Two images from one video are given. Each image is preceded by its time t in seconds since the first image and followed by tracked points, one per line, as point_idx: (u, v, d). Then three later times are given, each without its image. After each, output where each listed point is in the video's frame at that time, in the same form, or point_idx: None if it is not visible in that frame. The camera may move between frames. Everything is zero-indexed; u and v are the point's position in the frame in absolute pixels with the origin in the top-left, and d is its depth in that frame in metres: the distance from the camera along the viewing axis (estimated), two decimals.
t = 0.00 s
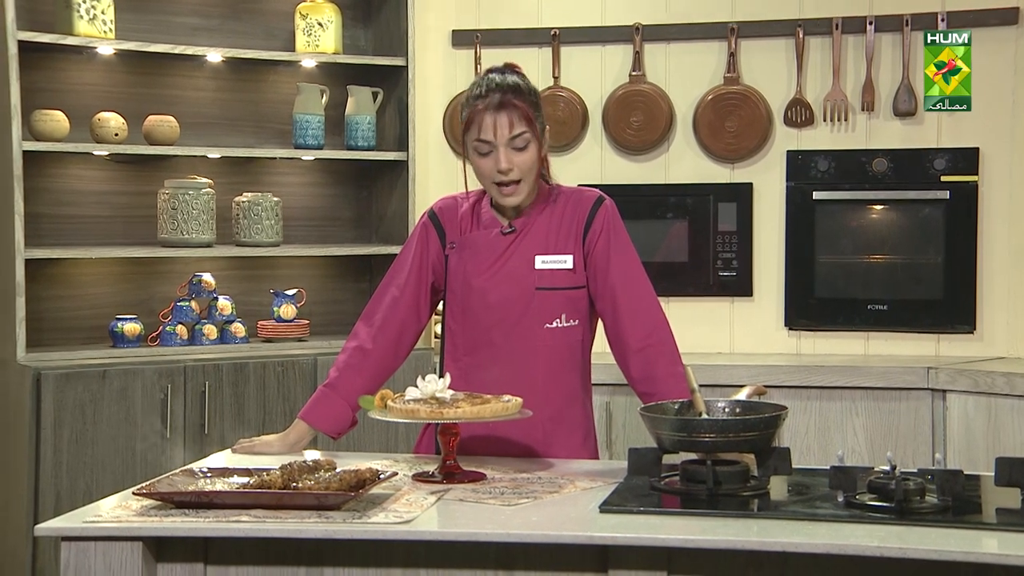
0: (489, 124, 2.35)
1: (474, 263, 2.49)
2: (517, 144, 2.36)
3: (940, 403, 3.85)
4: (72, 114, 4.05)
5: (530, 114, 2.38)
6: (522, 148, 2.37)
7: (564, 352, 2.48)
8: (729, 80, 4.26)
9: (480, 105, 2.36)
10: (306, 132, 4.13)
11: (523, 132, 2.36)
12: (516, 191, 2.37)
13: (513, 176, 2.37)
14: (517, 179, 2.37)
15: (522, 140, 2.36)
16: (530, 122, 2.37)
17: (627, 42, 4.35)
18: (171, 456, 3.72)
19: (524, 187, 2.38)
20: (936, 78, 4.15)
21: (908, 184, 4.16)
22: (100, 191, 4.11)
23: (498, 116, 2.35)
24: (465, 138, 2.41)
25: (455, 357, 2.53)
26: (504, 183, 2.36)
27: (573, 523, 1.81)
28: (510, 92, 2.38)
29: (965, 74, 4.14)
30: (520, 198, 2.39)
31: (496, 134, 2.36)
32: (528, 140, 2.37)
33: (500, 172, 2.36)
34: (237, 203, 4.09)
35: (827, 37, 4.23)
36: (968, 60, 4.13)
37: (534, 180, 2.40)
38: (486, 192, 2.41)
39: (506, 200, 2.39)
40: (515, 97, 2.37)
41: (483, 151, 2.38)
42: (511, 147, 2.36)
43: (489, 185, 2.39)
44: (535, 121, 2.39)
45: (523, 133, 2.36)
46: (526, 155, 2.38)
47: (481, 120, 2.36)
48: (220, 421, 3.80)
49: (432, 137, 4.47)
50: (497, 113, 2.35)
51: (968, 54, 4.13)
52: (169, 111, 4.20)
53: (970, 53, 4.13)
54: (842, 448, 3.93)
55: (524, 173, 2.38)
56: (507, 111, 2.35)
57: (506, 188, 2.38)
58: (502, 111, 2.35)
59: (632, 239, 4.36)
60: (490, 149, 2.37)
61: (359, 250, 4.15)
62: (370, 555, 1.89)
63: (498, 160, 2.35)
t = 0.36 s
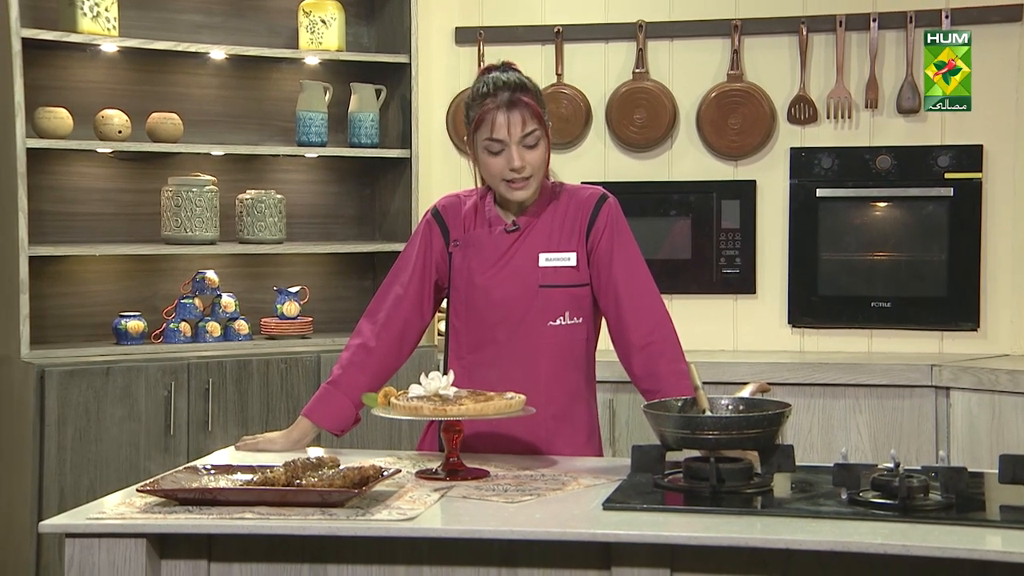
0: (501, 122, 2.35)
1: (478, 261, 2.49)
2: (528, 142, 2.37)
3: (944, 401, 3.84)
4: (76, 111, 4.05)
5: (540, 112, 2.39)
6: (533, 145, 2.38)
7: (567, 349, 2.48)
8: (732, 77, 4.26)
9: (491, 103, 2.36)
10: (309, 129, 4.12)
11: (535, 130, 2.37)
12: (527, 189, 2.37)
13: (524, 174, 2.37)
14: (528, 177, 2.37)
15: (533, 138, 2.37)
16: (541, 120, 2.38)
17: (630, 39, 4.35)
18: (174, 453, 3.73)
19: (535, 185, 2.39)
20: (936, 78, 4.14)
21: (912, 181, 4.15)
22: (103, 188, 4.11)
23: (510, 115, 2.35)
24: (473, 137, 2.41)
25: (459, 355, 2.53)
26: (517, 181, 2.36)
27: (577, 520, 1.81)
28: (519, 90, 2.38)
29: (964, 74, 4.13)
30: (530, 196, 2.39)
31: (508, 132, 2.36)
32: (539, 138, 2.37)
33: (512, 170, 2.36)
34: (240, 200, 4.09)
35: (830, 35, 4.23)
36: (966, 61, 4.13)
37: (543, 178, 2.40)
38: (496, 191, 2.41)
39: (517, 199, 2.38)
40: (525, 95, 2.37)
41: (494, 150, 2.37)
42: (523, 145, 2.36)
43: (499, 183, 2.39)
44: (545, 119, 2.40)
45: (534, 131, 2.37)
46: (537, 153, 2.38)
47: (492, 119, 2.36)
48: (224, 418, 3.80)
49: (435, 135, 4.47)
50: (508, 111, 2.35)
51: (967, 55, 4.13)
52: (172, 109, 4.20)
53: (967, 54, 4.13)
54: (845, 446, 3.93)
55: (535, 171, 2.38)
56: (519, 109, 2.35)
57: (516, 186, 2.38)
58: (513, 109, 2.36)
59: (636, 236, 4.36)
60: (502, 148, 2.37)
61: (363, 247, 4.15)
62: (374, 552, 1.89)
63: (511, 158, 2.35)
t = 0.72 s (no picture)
0: (509, 117, 2.35)
1: (484, 261, 2.49)
2: (536, 137, 2.36)
3: (946, 399, 3.84)
4: (78, 110, 4.05)
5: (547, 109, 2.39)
6: (541, 141, 2.37)
7: (575, 348, 2.49)
8: (735, 75, 4.25)
9: (499, 99, 2.37)
10: (311, 128, 4.12)
11: (543, 125, 2.37)
12: (535, 184, 2.36)
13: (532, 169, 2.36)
14: (537, 172, 2.36)
15: (541, 133, 2.37)
16: (548, 116, 2.38)
17: (632, 37, 4.34)
18: (176, 451, 3.73)
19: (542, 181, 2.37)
20: (936, 78, 4.14)
21: (914, 180, 4.15)
22: (105, 186, 4.11)
23: (519, 110, 2.35)
24: (482, 133, 2.40)
25: (468, 354, 2.55)
26: (526, 176, 2.35)
27: (579, 518, 1.81)
28: (526, 87, 2.39)
29: (964, 74, 4.13)
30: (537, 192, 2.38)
31: (516, 127, 2.36)
32: (546, 134, 2.37)
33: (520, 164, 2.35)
34: (242, 198, 4.09)
35: (833, 32, 4.22)
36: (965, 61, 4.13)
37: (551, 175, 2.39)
38: (503, 188, 2.39)
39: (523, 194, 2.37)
40: (532, 91, 2.38)
41: (502, 145, 2.37)
42: (531, 139, 2.36)
43: (507, 179, 2.38)
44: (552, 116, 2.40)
45: (542, 126, 2.37)
46: (545, 149, 2.37)
47: (501, 114, 2.36)
48: (226, 416, 3.80)
49: (437, 133, 4.47)
50: (517, 106, 2.36)
51: (965, 55, 4.13)
52: (174, 107, 4.20)
53: (966, 54, 4.13)
54: (847, 444, 3.93)
55: (543, 167, 2.37)
56: (527, 104, 2.36)
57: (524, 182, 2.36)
58: (521, 104, 2.36)
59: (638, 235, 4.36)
60: (510, 143, 2.36)
61: (365, 245, 4.15)
62: (376, 550, 1.90)
63: (519, 153, 2.34)
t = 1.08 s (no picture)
0: (548, 113, 2.39)
1: (505, 259, 2.49)
2: (571, 135, 2.41)
3: (946, 399, 3.84)
4: (78, 110, 4.05)
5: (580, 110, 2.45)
6: (574, 140, 2.42)
7: (599, 344, 2.47)
8: (735, 75, 4.25)
9: (539, 95, 2.40)
10: (311, 128, 4.12)
11: (577, 124, 2.42)
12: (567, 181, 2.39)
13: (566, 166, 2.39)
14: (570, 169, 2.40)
15: (575, 132, 2.42)
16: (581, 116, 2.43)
17: (632, 37, 4.35)
18: (176, 451, 3.73)
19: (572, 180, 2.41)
20: (936, 78, 4.14)
21: (914, 180, 4.16)
22: (105, 186, 4.11)
23: (558, 107, 2.40)
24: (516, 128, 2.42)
25: (490, 355, 2.51)
26: (561, 172, 2.38)
27: (579, 518, 1.81)
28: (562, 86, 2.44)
29: (964, 74, 4.13)
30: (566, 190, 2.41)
31: (553, 124, 2.39)
32: (579, 133, 2.42)
33: (556, 159, 2.37)
34: (242, 198, 4.09)
35: (833, 32, 4.22)
36: (965, 61, 4.13)
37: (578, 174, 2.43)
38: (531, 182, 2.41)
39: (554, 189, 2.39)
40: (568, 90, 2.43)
41: (538, 140, 2.39)
42: (567, 137, 2.40)
43: (538, 174, 2.39)
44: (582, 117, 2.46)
45: (577, 125, 2.42)
46: (576, 148, 2.42)
47: (540, 110, 2.40)
48: (226, 416, 3.80)
49: (437, 133, 4.47)
50: (556, 104, 2.40)
51: (964, 54, 4.13)
52: (174, 107, 4.20)
53: (966, 53, 4.13)
54: (847, 445, 3.93)
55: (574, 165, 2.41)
56: (565, 101, 2.41)
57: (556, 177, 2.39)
58: (558, 102, 2.40)
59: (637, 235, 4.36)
60: (546, 139, 2.39)
61: (365, 245, 4.15)
62: (376, 550, 1.90)
63: (557, 148, 2.37)
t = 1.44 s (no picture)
0: (599, 108, 2.41)
1: (557, 256, 2.50)
2: (620, 131, 2.42)
3: (943, 399, 3.85)
4: (75, 110, 4.05)
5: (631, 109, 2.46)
6: (623, 136, 2.43)
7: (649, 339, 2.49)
8: (732, 75, 4.26)
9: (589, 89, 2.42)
10: (308, 128, 4.12)
11: (626, 120, 2.42)
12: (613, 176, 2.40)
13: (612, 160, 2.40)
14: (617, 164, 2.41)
15: (624, 128, 2.42)
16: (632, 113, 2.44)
17: (630, 37, 4.35)
18: (174, 451, 3.73)
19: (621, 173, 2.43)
20: (936, 78, 4.14)
21: (911, 179, 4.16)
22: (102, 186, 4.11)
23: (608, 102, 2.41)
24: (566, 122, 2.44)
25: (542, 350, 2.50)
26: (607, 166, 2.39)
27: (576, 518, 1.81)
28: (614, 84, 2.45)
29: (964, 74, 4.13)
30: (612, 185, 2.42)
31: (602, 119, 2.41)
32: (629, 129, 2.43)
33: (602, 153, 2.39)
34: (240, 198, 4.08)
35: (830, 33, 4.22)
36: (965, 61, 4.13)
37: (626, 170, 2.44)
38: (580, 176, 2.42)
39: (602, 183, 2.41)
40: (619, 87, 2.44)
41: (587, 134, 2.41)
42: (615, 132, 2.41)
43: (586, 168, 2.41)
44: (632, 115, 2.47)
45: (626, 121, 2.43)
46: (625, 144, 2.43)
47: (590, 104, 2.41)
48: (223, 416, 3.80)
49: (435, 132, 4.47)
50: (606, 99, 2.41)
51: (965, 54, 4.13)
52: (172, 107, 4.20)
53: (966, 53, 4.13)
54: (844, 445, 3.93)
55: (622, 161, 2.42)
56: (616, 97, 2.42)
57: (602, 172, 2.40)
58: (609, 97, 2.42)
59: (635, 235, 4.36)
60: (594, 133, 2.41)
61: (363, 245, 4.15)
62: (373, 550, 1.90)
63: (606, 143, 2.39)
